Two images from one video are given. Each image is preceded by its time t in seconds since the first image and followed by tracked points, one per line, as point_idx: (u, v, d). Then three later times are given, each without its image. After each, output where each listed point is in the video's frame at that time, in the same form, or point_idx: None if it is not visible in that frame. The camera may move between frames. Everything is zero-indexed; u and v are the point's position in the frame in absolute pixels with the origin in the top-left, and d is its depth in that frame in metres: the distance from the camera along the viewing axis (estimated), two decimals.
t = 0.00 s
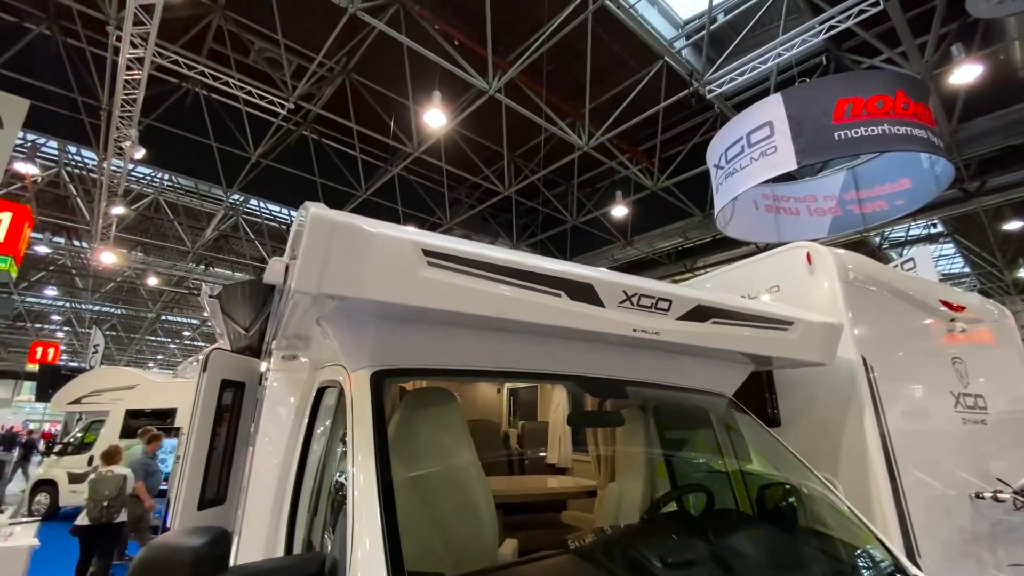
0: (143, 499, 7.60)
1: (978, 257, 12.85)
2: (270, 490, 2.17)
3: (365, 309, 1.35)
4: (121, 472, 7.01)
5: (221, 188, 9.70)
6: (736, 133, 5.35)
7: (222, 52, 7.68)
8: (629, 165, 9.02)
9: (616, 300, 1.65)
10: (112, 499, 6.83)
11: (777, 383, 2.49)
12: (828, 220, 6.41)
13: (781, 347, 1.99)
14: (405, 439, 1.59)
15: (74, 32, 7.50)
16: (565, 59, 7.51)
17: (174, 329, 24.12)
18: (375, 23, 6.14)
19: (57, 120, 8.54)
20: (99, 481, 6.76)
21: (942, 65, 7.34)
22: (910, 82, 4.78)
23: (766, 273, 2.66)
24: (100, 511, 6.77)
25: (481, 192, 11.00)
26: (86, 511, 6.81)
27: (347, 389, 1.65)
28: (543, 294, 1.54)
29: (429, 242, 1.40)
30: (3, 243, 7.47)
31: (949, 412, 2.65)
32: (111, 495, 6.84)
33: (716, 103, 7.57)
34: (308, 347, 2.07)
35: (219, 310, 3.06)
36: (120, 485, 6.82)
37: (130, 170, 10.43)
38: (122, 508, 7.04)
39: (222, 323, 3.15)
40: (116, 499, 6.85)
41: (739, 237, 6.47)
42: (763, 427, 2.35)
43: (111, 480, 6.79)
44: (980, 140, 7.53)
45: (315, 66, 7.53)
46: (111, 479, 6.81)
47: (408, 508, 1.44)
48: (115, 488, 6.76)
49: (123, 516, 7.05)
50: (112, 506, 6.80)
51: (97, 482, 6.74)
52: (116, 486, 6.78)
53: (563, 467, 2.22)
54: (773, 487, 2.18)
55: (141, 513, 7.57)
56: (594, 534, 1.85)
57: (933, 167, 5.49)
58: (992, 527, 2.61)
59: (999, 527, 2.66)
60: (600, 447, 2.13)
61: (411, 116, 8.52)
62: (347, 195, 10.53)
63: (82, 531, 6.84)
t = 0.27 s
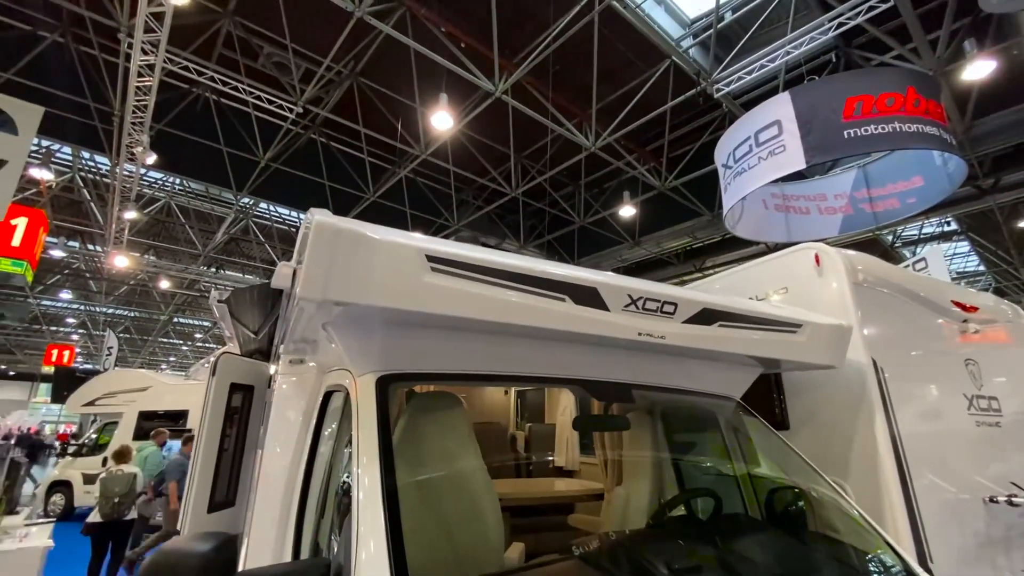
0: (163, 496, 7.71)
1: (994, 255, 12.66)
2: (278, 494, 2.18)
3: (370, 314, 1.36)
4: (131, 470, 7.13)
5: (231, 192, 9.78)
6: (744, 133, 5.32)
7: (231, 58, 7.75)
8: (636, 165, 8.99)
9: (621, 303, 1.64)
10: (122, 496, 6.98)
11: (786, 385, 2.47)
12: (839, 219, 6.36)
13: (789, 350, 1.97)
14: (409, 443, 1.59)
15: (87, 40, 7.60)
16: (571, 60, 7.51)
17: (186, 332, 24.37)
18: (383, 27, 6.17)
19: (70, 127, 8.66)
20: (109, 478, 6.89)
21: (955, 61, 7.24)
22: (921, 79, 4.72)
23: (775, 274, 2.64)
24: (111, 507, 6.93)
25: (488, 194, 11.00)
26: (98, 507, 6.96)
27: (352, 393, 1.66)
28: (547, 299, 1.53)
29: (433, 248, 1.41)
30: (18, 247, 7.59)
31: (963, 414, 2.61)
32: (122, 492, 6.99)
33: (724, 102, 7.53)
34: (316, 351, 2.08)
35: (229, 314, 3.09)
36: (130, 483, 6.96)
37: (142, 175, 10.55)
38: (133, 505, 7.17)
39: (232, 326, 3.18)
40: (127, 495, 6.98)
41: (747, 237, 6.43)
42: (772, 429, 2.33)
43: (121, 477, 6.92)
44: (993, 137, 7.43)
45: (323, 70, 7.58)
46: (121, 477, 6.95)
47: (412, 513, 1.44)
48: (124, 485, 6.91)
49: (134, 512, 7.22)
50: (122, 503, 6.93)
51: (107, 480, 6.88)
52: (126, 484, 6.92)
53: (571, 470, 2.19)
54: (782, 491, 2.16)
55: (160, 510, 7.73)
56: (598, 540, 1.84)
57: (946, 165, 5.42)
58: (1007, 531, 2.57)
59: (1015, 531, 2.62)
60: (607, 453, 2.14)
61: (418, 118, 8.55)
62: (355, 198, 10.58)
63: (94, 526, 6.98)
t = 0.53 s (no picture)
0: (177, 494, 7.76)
1: (1008, 253, 12.49)
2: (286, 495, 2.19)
3: (375, 317, 1.36)
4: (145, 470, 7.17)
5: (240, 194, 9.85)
6: (751, 131, 5.30)
7: (239, 62, 7.81)
8: (643, 165, 8.98)
9: (627, 304, 1.64)
10: (137, 494, 7.04)
11: (795, 386, 2.45)
12: (849, 217, 6.32)
13: (797, 350, 1.96)
14: (415, 445, 1.60)
15: (98, 45, 7.68)
16: (577, 60, 7.50)
17: (196, 333, 24.56)
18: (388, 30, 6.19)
19: (82, 131, 8.76)
20: (123, 479, 6.93)
21: (966, 57, 7.16)
22: (931, 76, 4.67)
23: (783, 273, 2.62)
24: (126, 506, 6.99)
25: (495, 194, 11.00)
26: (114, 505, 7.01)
27: (358, 395, 1.66)
28: (551, 300, 1.53)
29: (436, 250, 1.41)
30: (31, 250, 7.68)
31: (976, 415, 2.57)
32: (137, 491, 7.05)
33: (732, 100, 7.50)
34: (322, 353, 2.09)
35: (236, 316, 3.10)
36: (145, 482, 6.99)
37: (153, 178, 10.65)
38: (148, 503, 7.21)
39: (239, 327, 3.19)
40: (141, 494, 7.03)
41: (755, 236, 6.40)
42: (780, 430, 2.31)
43: (135, 476, 6.97)
44: (1006, 133, 7.33)
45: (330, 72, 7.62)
46: (135, 477, 6.98)
47: (418, 514, 1.45)
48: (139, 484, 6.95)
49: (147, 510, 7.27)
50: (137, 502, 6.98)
51: (122, 480, 6.91)
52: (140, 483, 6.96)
53: (578, 471, 2.28)
54: (790, 493, 2.15)
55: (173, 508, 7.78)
56: (602, 542, 1.83)
57: (958, 162, 5.35)
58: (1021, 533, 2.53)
59: None
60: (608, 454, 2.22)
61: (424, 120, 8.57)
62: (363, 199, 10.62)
63: (110, 525, 7.03)
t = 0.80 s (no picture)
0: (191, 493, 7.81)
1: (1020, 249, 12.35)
2: (291, 495, 2.20)
3: (378, 317, 1.36)
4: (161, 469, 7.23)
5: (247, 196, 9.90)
6: (757, 130, 5.27)
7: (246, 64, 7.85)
8: (649, 164, 8.96)
9: (630, 304, 1.63)
10: (153, 493, 7.08)
11: (802, 385, 2.43)
12: (858, 215, 6.28)
13: (803, 350, 1.94)
14: (419, 444, 1.59)
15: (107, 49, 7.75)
16: (582, 59, 7.49)
17: (206, 334, 24.72)
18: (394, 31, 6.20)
19: (92, 134, 8.83)
20: (140, 477, 6.99)
21: (975, 52, 7.08)
22: (940, 72, 4.62)
23: (790, 272, 2.60)
24: (142, 504, 7.05)
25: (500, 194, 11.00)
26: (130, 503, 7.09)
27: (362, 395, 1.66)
28: (555, 300, 1.52)
29: (439, 250, 1.41)
30: (43, 253, 7.76)
31: (986, 414, 2.54)
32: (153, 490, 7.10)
33: (738, 98, 7.46)
34: (327, 354, 2.09)
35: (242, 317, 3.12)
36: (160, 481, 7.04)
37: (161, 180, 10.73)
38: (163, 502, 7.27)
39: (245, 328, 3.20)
40: (157, 493, 7.08)
41: (762, 234, 6.37)
42: (787, 430, 2.30)
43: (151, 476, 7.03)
44: (1017, 129, 7.25)
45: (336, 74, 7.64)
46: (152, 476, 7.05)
47: (422, 514, 1.45)
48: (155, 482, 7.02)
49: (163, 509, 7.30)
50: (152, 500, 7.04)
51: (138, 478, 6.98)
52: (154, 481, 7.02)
53: (583, 471, 2.30)
54: (798, 493, 2.13)
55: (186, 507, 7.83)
56: (607, 542, 1.82)
57: (968, 158, 5.29)
58: None
59: None
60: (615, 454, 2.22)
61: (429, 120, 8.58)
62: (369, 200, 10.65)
63: (127, 523, 7.11)
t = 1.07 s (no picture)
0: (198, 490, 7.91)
1: None
2: (297, 493, 2.19)
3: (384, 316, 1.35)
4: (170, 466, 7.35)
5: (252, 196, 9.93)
6: (763, 128, 5.24)
7: (251, 65, 7.87)
8: (653, 162, 8.94)
9: (636, 303, 1.62)
10: (160, 490, 7.21)
11: (809, 384, 2.41)
12: (864, 213, 6.23)
13: (811, 348, 1.92)
14: (424, 443, 1.59)
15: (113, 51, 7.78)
16: (586, 58, 7.48)
17: (212, 334, 24.82)
18: (398, 31, 6.19)
19: (99, 136, 8.88)
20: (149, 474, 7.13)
21: (983, 49, 7.03)
22: (948, 68, 4.58)
23: (796, 271, 2.59)
24: (151, 500, 7.17)
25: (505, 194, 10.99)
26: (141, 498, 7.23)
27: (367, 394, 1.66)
28: (560, 299, 1.51)
29: (445, 249, 1.40)
30: (50, 254, 7.80)
31: (996, 414, 2.51)
32: (160, 486, 7.22)
33: (743, 96, 7.41)
34: (333, 353, 2.09)
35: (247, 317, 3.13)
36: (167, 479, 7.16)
37: (167, 181, 10.77)
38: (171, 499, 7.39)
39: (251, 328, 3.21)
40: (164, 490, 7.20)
41: (768, 233, 6.32)
42: (795, 430, 2.27)
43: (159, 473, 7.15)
44: None
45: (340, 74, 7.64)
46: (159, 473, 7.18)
47: (427, 513, 1.44)
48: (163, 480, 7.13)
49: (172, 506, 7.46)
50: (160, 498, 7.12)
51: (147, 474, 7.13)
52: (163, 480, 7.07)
53: (589, 471, 2.30)
54: (806, 494, 2.12)
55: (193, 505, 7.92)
56: (613, 543, 1.80)
57: (977, 155, 5.23)
58: None
59: None
60: (625, 454, 2.19)
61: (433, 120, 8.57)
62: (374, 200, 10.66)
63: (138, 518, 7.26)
